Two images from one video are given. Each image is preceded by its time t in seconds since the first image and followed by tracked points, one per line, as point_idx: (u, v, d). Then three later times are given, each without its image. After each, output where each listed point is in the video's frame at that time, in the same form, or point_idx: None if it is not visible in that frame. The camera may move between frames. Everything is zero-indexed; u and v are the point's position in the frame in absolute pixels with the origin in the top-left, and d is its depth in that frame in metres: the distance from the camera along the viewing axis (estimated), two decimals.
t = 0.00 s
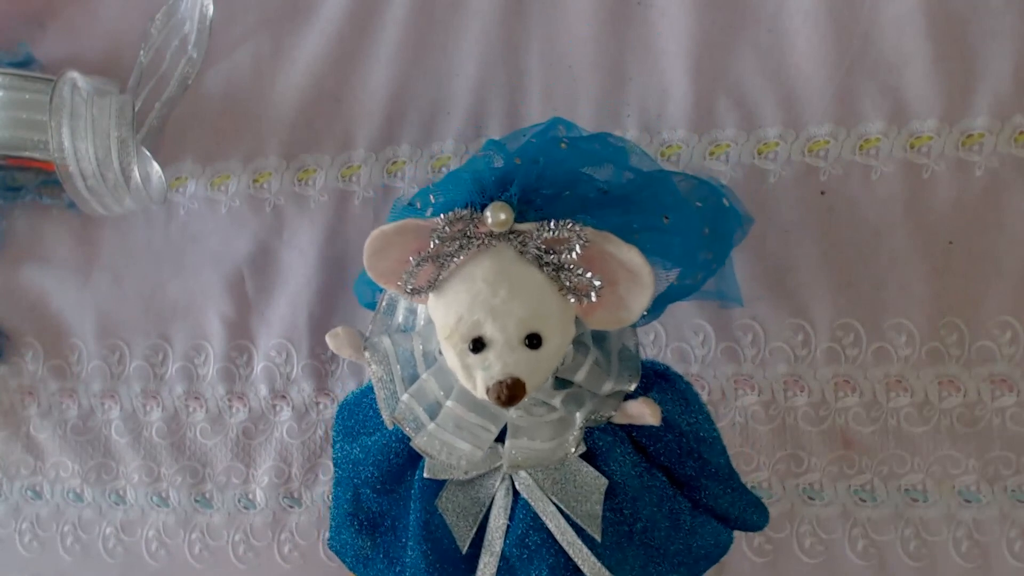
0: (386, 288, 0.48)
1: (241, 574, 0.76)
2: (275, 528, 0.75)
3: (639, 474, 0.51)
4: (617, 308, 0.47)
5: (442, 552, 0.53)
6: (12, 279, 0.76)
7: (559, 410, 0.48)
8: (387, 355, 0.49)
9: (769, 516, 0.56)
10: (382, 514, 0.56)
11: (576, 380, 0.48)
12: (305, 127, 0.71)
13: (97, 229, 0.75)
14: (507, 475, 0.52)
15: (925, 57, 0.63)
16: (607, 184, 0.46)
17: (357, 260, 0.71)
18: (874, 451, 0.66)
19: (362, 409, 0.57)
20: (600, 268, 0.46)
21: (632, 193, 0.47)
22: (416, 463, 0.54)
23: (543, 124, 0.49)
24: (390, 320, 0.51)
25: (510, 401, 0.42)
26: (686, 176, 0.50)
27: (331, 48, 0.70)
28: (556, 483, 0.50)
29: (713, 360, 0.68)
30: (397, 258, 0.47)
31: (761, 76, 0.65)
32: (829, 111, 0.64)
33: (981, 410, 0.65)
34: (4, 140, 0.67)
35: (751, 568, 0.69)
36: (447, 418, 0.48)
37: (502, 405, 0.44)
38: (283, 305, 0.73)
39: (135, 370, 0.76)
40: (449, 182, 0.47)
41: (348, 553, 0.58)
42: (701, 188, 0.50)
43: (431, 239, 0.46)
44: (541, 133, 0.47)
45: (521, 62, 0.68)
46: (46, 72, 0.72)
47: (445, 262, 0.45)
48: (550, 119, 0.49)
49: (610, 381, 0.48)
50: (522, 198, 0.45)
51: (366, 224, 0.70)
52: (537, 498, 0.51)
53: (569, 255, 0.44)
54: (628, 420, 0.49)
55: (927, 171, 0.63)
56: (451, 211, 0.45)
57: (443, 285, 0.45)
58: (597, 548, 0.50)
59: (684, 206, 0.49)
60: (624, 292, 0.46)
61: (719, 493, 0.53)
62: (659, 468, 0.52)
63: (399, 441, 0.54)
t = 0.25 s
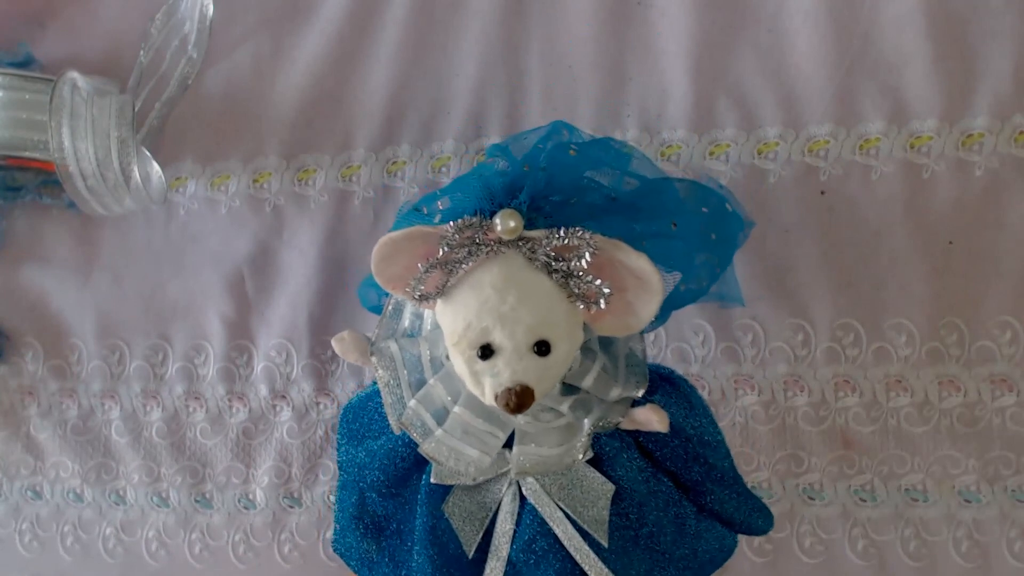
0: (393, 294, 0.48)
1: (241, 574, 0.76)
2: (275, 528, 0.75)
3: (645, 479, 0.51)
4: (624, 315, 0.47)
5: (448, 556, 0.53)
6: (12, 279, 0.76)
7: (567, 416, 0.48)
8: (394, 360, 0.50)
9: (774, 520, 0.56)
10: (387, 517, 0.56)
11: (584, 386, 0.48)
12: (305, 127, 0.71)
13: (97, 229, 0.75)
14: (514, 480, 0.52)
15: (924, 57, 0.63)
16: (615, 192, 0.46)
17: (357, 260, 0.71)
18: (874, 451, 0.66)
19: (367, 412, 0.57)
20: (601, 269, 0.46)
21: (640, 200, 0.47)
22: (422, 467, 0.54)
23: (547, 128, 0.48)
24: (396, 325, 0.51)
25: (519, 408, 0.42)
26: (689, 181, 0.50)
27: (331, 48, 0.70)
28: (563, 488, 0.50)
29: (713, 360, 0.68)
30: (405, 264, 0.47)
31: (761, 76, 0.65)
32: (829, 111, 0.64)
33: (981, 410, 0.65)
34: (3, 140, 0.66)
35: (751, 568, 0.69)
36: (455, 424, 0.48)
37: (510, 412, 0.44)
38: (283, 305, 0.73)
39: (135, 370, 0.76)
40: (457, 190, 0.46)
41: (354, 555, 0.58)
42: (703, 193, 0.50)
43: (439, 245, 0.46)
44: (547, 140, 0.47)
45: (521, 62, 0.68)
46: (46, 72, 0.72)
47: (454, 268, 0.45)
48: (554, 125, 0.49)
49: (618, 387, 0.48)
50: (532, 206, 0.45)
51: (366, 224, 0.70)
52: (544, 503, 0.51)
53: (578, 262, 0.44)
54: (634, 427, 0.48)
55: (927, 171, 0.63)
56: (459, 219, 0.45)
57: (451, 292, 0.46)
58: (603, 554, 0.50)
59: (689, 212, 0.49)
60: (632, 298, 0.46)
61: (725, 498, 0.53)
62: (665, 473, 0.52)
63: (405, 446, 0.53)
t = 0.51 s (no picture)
0: (396, 293, 0.49)
1: (241, 574, 0.76)
2: (275, 528, 0.75)
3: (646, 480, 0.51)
4: (627, 317, 0.47)
5: (449, 557, 0.53)
6: (12, 279, 0.76)
7: (568, 416, 0.48)
8: (396, 360, 0.50)
9: (775, 523, 0.56)
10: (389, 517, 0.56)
11: (586, 387, 0.48)
12: (305, 127, 0.71)
13: (97, 229, 0.75)
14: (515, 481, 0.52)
15: (925, 57, 0.63)
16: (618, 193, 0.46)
17: (357, 260, 0.71)
18: (874, 451, 0.66)
19: (370, 411, 0.57)
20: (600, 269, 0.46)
21: (643, 202, 0.46)
22: (423, 467, 0.54)
23: (549, 129, 0.48)
24: (399, 325, 0.51)
25: (519, 409, 0.42)
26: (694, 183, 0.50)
27: (331, 48, 0.70)
28: (564, 489, 0.50)
29: (713, 360, 0.68)
30: (408, 263, 0.47)
31: (761, 76, 0.65)
32: (829, 111, 0.64)
33: (981, 410, 0.65)
34: (3, 140, 0.66)
35: (751, 568, 0.69)
36: (456, 424, 0.48)
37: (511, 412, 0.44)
38: (283, 305, 0.73)
39: (135, 370, 0.76)
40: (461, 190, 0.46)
41: (354, 554, 0.58)
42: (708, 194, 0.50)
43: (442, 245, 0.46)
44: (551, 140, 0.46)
45: (521, 62, 0.68)
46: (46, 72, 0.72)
47: (456, 268, 0.45)
48: (558, 125, 0.48)
49: (619, 388, 0.48)
50: (535, 206, 0.45)
51: (366, 224, 0.70)
52: (545, 504, 0.51)
53: (581, 263, 0.44)
54: (636, 428, 0.49)
55: (927, 172, 0.63)
56: (462, 219, 0.45)
57: (453, 292, 0.46)
58: (604, 556, 0.50)
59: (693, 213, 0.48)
60: (634, 300, 0.46)
61: (727, 500, 0.53)
62: (666, 475, 0.53)
63: (407, 446, 0.53)
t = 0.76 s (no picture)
0: (397, 295, 0.48)
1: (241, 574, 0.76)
2: (275, 528, 0.75)
3: (647, 485, 0.51)
4: (628, 321, 0.47)
5: (448, 560, 0.52)
6: (12, 279, 0.76)
7: (569, 420, 0.48)
8: (397, 363, 0.50)
9: (776, 528, 0.56)
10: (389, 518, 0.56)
11: (587, 391, 0.48)
12: (305, 127, 0.71)
13: (97, 229, 0.75)
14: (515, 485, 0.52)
15: (924, 57, 0.63)
16: (619, 198, 0.46)
17: (357, 260, 0.71)
18: (874, 451, 0.66)
19: (370, 412, 0.57)
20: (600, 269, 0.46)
21: (644, 206, 0.46)
22: (423, 469, 0.54)
23: (550, 130, 0.48)
24: (400, 327, 0.51)
25: (520, 414, 0.42)
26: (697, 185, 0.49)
27: (331, 48, 0.70)
28: (564, 493, 0.50)
29: (713, 360, 0.68)
30: (409, 266, 0.47)
31: (761, 76, 0.65)
32: (829, 111, 0.64)
33: (982, 410, 0.65)
34: (4, 141, 0.67)
35: (751, 568, 0.69)
36: (457, 428, 0.48)
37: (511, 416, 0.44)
38: (283, 305, 0.73)
39: (135, 370, 0.76)
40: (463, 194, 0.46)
41: (355, 555, 0.58)
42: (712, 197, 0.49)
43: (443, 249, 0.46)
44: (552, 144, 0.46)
45: (521, 62, 0.68)
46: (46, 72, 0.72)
47: (456, 272, 0.45)
48: (560, 126, 0.48)
49: (621, 393, 0.48)
50: (535, 210, 0.45)
51: (366, 224, 0.70)
52: (545, 508, 0.51)
53: (581, 267, 0.44)
54: (636, 433, 0.49)
55: (927, 171, 0.63)
56: (463, 222, 0.45)
57: (454, 296, 0.45)
58: (603, 559, 0.50)
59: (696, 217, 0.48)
60: (635, 304, 0.46)
61: (727, 504, 0.53)
62: (667, 479, 0.53)
63: (407, 448, 0.53)
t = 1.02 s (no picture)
0: (395, 296, 0.48)
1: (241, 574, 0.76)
2: (275, 528, 0.75)
3: (644, 487, 0.51)
4: (627, 323, 0.47)
5: (445, 561, 0.52)
6: (12, 279, 0.76)
7: (566, 421, 0.49)
8: (395, 363, 0.50)
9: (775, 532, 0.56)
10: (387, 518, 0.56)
11: (584, 393, 0.48)
12: (305, 127, 0.71)
13: (97, 229, 0.75)
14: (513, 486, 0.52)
15: (924, 57, 0.63)
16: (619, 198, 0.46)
17: (357, 260, 0.71)
18: (874, 451, 0.66)
19: (369, 412, 0.57)
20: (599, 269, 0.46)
21: (644, 206, 0.46)
22: (421, 470, 0.54)
23: (550, 130, 0.48)
24: (398, 327, 0.51)
25: (517, 414, 0.42)
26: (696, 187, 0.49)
27: (331, 48, 0.70)
28: (561, 494, 0.50)
29: (713, 360, 0.68)
30: (408, 266, 0.47)
31: (761, 76, 0.65)
32: (829, 111, 0.64)
33: (981, 409, 0.65)
34: (4, 140, 0.67)
35: (750, 568, 0.69)
36: (454, 428, 0.48)
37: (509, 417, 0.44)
38: (283, 305, 0.73)
39: (135, 370, 0.76)
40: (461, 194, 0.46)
41: (353, 555, 0.58)
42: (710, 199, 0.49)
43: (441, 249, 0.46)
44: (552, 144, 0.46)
45: (521, 62, 0.68)
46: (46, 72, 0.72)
47: (455, 273, 0.45)
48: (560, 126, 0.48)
49: (618, 395, 0.48)
50: (535, 211, 0.45)
51: (366, 224, 0.70)
52: (542, 509, 0.51)
53: (580, 269, 0.44)
54: (634, 435, 0.49)
55: (927, 171, 0.63)
56: (462, 223, 0.45)
57: (452, 296, 0.45)
58: (600, 561, 0.50)
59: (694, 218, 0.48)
60: (635, 306, 0.46)
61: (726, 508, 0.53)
62: (665, 481, 0.52)
63: (405, 448, 0.53)
